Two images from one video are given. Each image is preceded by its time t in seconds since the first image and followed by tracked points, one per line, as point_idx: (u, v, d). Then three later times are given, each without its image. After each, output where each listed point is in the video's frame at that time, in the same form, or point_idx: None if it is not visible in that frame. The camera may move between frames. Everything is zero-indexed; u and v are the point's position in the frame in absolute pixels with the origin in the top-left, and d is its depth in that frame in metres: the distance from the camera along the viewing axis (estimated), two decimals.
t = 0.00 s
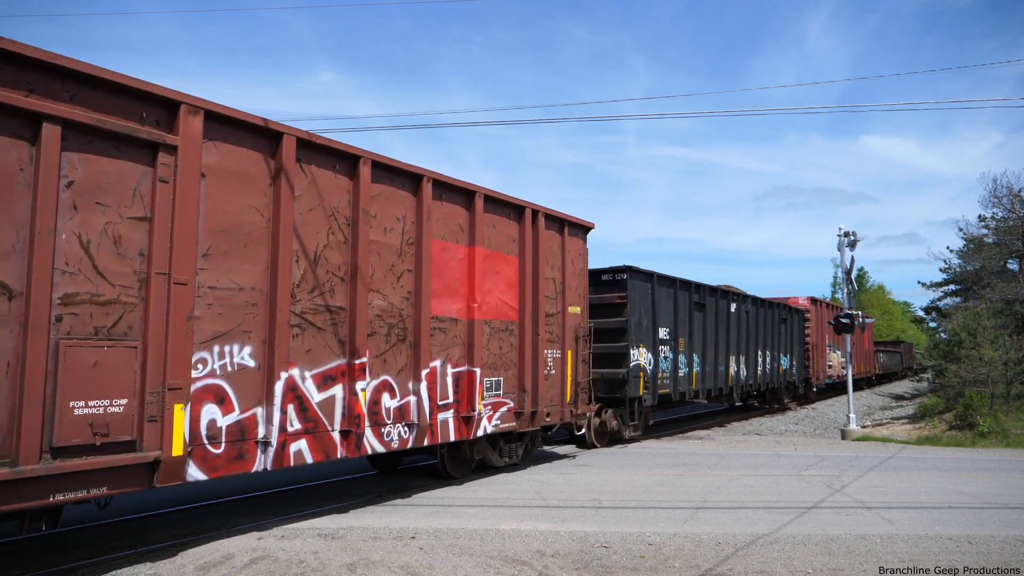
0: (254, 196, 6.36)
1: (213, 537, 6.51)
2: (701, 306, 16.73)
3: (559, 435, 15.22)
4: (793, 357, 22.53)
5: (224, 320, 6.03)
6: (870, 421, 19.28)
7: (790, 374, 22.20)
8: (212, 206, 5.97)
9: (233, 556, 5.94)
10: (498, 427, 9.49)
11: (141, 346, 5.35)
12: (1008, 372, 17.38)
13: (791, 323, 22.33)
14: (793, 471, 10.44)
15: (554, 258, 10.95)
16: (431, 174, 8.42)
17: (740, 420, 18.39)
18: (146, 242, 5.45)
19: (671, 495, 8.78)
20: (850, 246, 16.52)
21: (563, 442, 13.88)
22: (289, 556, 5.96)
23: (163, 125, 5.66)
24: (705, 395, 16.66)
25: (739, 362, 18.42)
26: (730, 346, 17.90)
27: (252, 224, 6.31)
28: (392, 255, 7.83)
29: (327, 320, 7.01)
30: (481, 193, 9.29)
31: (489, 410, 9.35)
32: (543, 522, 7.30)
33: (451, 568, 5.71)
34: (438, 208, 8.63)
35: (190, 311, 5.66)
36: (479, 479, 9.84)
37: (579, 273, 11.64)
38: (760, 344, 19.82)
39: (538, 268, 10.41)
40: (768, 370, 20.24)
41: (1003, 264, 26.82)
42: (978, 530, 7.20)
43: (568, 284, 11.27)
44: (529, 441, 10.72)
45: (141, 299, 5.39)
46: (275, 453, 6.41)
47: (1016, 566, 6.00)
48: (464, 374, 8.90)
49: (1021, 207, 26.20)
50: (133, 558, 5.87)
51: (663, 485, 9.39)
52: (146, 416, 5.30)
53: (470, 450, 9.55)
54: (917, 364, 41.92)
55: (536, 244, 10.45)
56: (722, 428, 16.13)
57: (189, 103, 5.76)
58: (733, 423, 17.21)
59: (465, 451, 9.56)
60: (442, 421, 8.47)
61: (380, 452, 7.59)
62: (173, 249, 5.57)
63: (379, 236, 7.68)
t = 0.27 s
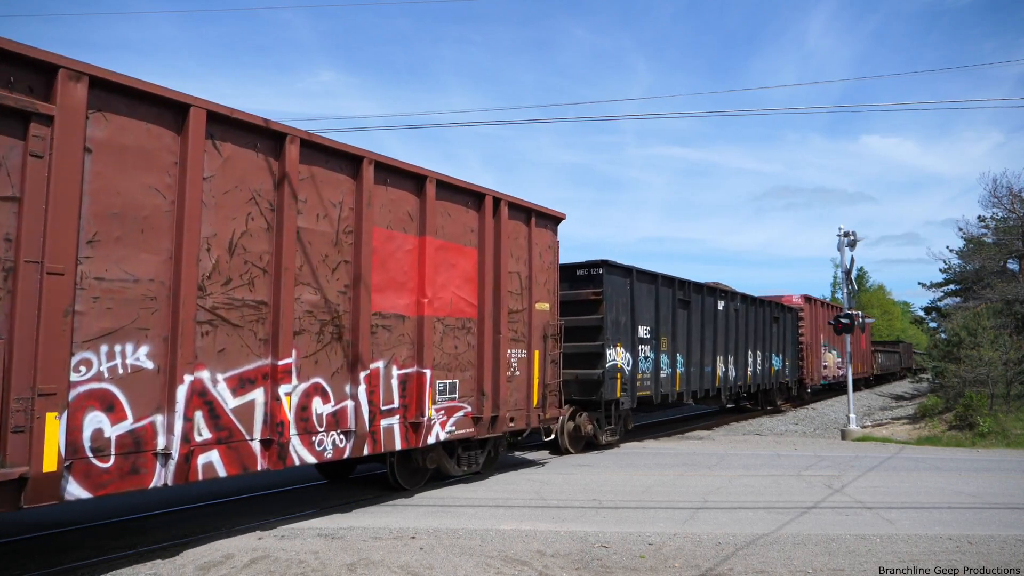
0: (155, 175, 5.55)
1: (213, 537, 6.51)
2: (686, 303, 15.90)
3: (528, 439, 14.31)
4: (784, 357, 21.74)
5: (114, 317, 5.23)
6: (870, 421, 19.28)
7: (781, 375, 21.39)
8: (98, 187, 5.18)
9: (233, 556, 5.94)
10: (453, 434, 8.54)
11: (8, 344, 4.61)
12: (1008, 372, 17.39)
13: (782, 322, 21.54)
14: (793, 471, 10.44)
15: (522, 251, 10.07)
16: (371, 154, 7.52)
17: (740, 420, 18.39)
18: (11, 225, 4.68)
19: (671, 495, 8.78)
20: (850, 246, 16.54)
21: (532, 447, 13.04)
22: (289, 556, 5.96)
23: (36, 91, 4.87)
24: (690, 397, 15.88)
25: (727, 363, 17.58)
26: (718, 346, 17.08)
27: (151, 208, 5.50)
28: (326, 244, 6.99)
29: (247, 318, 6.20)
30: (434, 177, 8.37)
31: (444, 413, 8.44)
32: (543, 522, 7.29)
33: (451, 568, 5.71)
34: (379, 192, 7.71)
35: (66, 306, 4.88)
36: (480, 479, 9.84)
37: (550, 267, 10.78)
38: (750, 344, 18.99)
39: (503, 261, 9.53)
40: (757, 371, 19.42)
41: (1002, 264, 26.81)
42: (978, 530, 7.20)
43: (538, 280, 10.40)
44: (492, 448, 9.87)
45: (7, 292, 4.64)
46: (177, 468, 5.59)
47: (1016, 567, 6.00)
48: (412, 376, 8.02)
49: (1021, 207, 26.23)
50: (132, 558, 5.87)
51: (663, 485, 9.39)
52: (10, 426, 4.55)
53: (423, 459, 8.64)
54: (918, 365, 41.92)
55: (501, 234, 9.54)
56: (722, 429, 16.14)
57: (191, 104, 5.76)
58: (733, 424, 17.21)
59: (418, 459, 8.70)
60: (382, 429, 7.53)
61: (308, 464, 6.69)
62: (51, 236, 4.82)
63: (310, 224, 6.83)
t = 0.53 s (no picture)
0: (28, 150, 4.84)
1: (213, 538, 6.51)
2: (668, 301, 15.14)
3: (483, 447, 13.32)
4: (774, 357, 20.96)
5: None
6: (870, 421, 19.27)
7: (771, 375, 20.62)
8: None
9: (233, 556, 5.94)
10: (398, 441, 7.78)
11: None
12: (1008, 372, 17.38)
13: (772, 320, 20.79)
14: (793, 471, 10.43)
15: (483, 243, 9.30)
16: (299, 134, 6.78)
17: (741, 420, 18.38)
18: None
19: (671, 495, 8.78)
20: (850, 246, 16.54)
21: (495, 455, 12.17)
22: (289, 556, 5.96)
23: None
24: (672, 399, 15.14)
25: (713, 363, 16.86)
26: (703, 346, 16.36)
27: (22, 186, 4.79)
28: (245, 231, 6.25)
29: (142, 315, 5.44)
30: (375, 159, 7.60)
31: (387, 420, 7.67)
32: (542, 522, 7.29)
33: (451, 568, 5.71)
34: (309, 175, 6.94)
35: None
36: (479, 479, 9.84)
37: (515, 261, 10.02)
38: (738, 343, 18.22)
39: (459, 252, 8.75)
40: (745, 371, 18.66)
41: (1003, 264, 26.79)
42: (978, 530, 7.20)
43: (500, 274, 9.66)
44: (448, 456, 9.12)
45: None
46: (50, 486, 4.83)
47: (1016, 567, 6.00)
48: (350, 379, 7.25)
49: (1021, 208, 26.23)
50: (134, 558, 5.89)
51: (663, 485, 9.38)
52: None
53: (366, 468, 7.95)
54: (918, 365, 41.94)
55: (458, 224, 8.77)
56: (722, 429, 16.14)
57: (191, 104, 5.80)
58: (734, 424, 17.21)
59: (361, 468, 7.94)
60: (313, 438, 6.79)
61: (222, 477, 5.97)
62: None
63: (224, 210, 6.08)
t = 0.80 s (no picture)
0: None
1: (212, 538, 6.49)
2: (650, 297, 14.22)
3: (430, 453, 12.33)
4: (766, 357, 20.03)
5: None
6: (870, 421, 19.27)
7: (762, 375, 19.70)
8: None
9: (233, 556, 5.93)
10: (332, 450, 6.96)
11: None
12: (1008, 372, 17.39)
13: (765, 319, 19.88)
14: (793, 471, 10.44)
15: (437, 232, 8.44)
16: (213, 106, 5.95)
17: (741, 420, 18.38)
18: None
19: (671, 495, 8.78)
20: (850, 246, 16.54)
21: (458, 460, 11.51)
22: (289, 556, 5.96)
23: None
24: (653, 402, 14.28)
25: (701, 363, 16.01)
26: (689, 344, 15.49)
27: None
28: (140, 215, 5.43)
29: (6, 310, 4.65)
30: (306, 138, 6.78)
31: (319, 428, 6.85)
32: (543, 522, 7.29)
33: (451, 568, 5.71)
34: (226, 154, 6.12)
35: None
36: (478, 479, 9.85)
37: (475, 252, 9.14)
38: (726, 343, 17.30)
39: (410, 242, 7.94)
40: (735, 372, 17.73)
41: (1003, 264, 26.79)
42: (978, 530, 7.20)
43: (458, 267, 8.80)
44: (397, 466, 8.28)
45: None
46: None
47: (1016, 566, 6.00)
48: (273, 382, 6.41)
49: (1021, 208, 26.24)
50: (134, 557, 5.91)
51: (663, 485, 9.39)
52: None
53: (298, 481, 7.08)
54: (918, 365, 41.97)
55: (408, 211, 7.95)
56: (722, 429, 16.14)
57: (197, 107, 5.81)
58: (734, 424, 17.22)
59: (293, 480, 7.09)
60: (225, 448, 5.97)
61: (108, 495, 5.14)
62: None
63: (114, 190, 5.27)
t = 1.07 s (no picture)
0: None
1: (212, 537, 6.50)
2: (628, 293, 13.33)
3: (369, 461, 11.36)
4: (756, 356, 19.12)
5: None
6: (870, 421, 19.27)
7: (752, 376, 18.80)
8: None
9: (233, 556, 5.93)
10: (249, 462, 6.22)
11: None
12: (1008, 372, 17.38)
13: (754, 317, 19.01)
14: (793, 471, 10.44)
15: (380, 220, 7.71)
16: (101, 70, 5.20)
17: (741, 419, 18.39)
18: None
19: (671, 495, 8.78)
20: (850, 246, 16.53)
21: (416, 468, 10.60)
22: (289, 556, 5.96)
23: None
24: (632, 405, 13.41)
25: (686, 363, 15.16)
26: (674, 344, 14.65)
27: None
28: (5, 194, 4.71)
29: None
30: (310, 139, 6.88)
31: (235, 438, 6.10)
32: (543, 522, 7.29)
33: (451, 568, 5.71)
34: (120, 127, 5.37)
35: None
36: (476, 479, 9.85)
37: (426, 242, 8.40)
38: (712, 342, 16.45)
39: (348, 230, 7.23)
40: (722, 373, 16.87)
41: (1003, 264, 26.77)
42: (978, 530, 7.20)
43: (406, 259, 8.06)
44: (334, 477, 7.51)
45: None
46: None
47: (1016, 567, 6.00)
48: (175, 384, 5.65)
49: (1021, 207, 26.25)
50: (133, 557, 5.95)
51: (663, 485, 9.39)
52: None
53: (214, 497, 6.30)
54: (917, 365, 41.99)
55: (347, 196, 7.23)
56: (722, 429, 16.15)
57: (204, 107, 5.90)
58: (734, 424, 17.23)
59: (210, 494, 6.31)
60: (115, 460, 5.22)
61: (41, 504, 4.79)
62: None
63: None
